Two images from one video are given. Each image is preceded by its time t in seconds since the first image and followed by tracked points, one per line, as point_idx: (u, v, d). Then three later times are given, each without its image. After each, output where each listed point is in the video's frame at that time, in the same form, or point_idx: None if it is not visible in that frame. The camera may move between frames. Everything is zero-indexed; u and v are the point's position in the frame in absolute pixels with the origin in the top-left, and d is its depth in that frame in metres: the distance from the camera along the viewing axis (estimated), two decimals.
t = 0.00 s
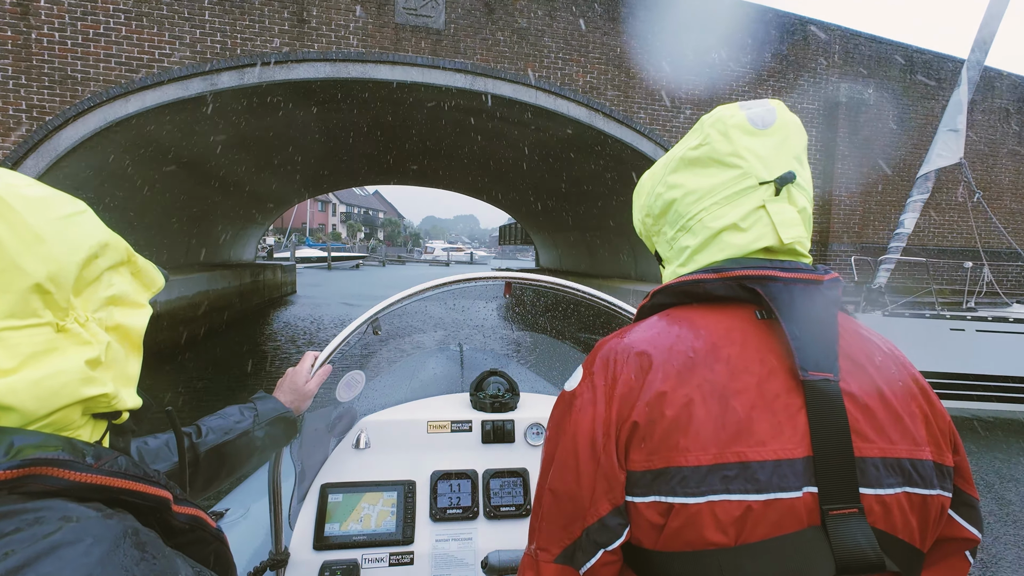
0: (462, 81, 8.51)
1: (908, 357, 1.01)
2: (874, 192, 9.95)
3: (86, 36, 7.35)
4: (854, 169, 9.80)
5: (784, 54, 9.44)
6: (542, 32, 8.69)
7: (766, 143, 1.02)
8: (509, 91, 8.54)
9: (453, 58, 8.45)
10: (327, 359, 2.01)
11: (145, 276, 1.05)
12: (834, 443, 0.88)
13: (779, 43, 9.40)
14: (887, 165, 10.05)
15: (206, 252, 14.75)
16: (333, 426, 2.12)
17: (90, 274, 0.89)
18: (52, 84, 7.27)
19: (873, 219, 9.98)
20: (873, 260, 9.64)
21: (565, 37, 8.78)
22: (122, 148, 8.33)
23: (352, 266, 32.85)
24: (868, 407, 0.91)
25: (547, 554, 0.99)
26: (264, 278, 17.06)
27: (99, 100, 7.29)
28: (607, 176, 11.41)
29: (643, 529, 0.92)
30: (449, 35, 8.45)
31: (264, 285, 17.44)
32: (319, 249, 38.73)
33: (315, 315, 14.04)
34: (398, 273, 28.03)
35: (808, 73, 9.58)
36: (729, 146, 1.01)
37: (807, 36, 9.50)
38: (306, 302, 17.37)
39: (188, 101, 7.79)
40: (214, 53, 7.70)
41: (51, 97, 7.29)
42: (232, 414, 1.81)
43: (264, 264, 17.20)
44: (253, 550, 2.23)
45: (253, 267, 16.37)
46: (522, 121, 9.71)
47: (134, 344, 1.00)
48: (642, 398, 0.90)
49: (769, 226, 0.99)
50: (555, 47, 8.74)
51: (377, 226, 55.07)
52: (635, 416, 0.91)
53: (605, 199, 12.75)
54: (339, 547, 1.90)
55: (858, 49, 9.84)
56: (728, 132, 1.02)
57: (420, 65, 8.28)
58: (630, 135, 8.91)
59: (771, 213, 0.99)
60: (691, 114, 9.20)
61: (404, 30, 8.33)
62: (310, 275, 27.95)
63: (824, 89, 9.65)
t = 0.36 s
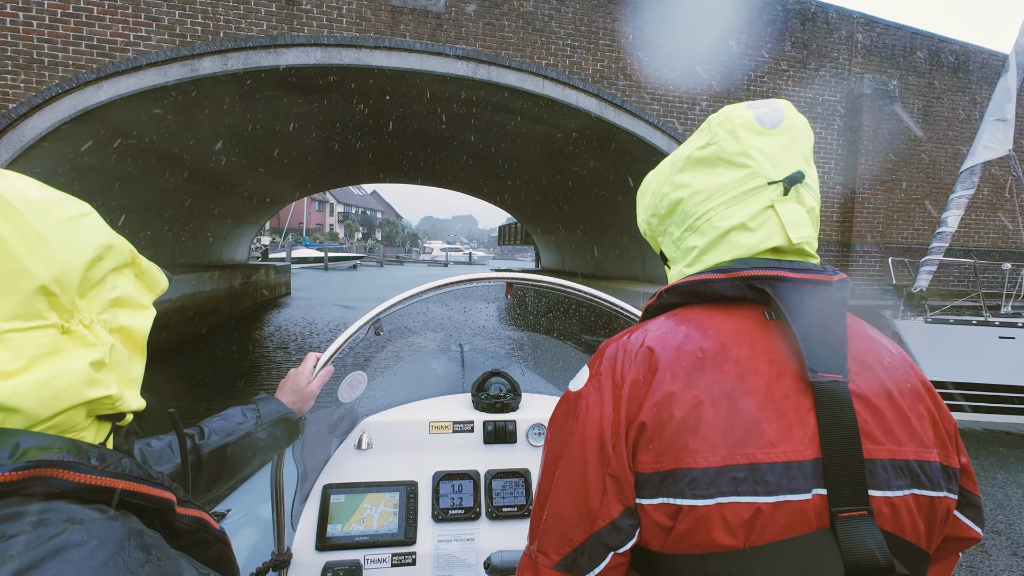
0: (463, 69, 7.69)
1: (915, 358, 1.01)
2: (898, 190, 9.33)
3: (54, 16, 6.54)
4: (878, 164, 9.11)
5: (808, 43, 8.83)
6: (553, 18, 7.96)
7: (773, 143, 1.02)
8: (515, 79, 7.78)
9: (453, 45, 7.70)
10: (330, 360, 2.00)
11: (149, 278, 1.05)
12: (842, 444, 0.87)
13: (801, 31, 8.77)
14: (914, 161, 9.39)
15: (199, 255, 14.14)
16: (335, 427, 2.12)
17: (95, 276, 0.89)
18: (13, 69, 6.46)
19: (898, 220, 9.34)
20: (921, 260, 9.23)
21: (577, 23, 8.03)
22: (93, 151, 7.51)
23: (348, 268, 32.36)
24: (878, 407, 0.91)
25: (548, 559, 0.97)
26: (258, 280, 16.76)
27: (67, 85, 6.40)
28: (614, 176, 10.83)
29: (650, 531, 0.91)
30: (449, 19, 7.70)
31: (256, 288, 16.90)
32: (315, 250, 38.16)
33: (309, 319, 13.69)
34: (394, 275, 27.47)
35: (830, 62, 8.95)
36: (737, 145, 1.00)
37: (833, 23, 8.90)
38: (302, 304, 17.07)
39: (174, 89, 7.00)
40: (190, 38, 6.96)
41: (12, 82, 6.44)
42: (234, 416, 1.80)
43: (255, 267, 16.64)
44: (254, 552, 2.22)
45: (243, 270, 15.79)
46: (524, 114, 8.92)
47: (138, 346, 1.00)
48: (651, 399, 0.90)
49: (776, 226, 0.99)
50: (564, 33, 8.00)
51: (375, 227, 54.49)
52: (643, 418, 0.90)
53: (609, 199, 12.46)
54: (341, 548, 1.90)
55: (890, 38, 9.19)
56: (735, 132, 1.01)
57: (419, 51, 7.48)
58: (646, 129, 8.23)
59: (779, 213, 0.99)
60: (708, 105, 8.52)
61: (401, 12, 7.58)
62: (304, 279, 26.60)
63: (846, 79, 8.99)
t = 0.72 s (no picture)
0: (465, 55, 7.16)
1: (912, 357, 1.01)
2: (925, 187, 9.10)
3: None
4: (903, 158, 8.88)
5: (829, 31, 8.46)
6: None
7: (768, 142, 1.01)
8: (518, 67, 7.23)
9: (455, 28, 7.17)
10: (328, 360, 2.00)
11: (149, 278, 1.05)
12: (839, 445, 0.87)
13: (824, 18, 8.43)
14: (940, 156, 9.15)
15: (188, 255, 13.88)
16: (334, 427, 2.12)
17: (93, 275, 0.89)
18: None
19: (924, 219, 9.24)
20: (970, 263, 9.31)
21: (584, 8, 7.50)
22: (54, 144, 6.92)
23: (345, 270, 32.15)
24: (873, 406, 0.91)
25: (546, 558, 0.98)
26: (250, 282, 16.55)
27: (29, 68, 5.82)
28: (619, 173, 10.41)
29: (647, 531, 0.91)
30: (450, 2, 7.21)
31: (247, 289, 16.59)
32: (312, 250, 37.87)
33: (303, 322, 13.47)
34: (392, 277, 27.24)
35: (854, 50, 8.66)
36: (732, 145, 1.00)
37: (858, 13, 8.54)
38: (297, 306, 16.90)
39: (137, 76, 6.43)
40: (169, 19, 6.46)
41: None
42: (234, 416, 1.80)
43: (245, 268, 16.24)
44: (253, 553, 2.22)
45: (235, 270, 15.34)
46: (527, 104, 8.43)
47: (136, 346, 1.00)
48: (645, 400, 0.90)
49: (772, 226, 0.99)
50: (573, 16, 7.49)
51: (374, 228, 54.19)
52: (637, 419, 0.90)
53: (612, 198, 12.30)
54: (340, 548, 1.90)
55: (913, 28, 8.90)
56: (730, 132, 1.01)
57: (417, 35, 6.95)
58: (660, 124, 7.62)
59: (774, 213, 0.99)
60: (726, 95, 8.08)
61: None
62: (301, 279, 26.35)
63: (871, 67, 8.73)
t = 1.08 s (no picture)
0: (468, 38, 6.81)
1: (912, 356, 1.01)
2: (956, 183, 8.88)
3: None
4: (937, 152, 8.65)
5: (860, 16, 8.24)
6: None
7: (769, 143, 1.02)
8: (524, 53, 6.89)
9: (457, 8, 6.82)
10: (328, 361, 1.99)
11: (149, 277, 1.05)
12: (844, 445, 0.87)
13: (853, 1, 8.17)
14: (972, 150, 8.93)
15: (171, 256, 13.71)
16: (334, 427, 2.13)
17: (93, 274, 0.89)
18: None
19: (957, 216, 8.93)
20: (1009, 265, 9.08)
21: None
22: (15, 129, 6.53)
23: (342, 270, 31.94)
24: (877, 405, 0.91)
25: (551, 562, 0.98)
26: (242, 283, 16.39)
27: None
28: (627, 166, 10.07)
29: (653, 531, 0.91)
30: None
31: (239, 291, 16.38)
32: (309, 250, 37.66)
33: (298, 324, 13.32)
34: (389, 277, 27.10)
35: (881, 37, 8.44)
36: (734, 145, 1.00)
37: None
38: (290, 309, 16.76)
39: (105, 58, 6.03)
40: None
41: None
42: (234, 416, 1.81)
43: (236, 269, 15.89)
44: (252, 553, 2.21)
45: (223, 270, 14.93)
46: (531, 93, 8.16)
47: (136, 345, 1.00)
48: (651, 400, 0.90)
49: (774, 226, 0.99)
50: None
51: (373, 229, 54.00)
52: (643, 420, 0.90)
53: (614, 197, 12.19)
54: (341, 547, 1.90)
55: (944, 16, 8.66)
56: (732, 132, 1.01)
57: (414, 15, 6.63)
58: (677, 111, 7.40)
59: (776, 214, 0.99)
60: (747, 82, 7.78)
61: None
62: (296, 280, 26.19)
63: (899, 56, 8.54)
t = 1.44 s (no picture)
0: (470, 17, 6.69)
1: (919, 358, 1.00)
2: (993, 179, 8.78)
3: None
4: (973, 146, 8.55)
5: None
6: None
7: (778, 142, 1.01)
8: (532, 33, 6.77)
9: None
10: (327, 360, 1.98)
11: (150, 277, 1.04)
12: (851, 445, 0.87)
13: None
14: (1010, 144, 8.80)
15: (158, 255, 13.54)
16: (333, 427, 2.13)
17: (94, 273, 0.88)
18: None
19: (992, 216, 8.82)
20: None
21: None
22: None
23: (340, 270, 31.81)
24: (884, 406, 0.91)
25: (553, 561, 0.97)
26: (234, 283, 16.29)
27: None
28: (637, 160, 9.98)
29: (658, 532, 0.90)
30: None
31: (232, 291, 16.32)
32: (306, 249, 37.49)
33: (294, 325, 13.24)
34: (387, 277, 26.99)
35: (914, 23, 8.36)
36: (743, 144, 1.00)
37: None
38: (283, 311, 16.66)
39: (68, 35, 5.86)
40: None
41: None
42: (234, 417, 1.80)
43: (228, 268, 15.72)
44: (252, 552, 2.21)
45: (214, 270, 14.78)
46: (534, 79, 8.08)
47: (137, 344, 0.99)
48: (659, 400, 0.89)
49: (781, 226, 0.99)
50: None
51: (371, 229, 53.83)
52: (650, 420, 0.89)
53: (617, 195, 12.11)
54: (340, 547, 1.89)
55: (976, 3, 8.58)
56: (741, 130, 1.00)
57: None
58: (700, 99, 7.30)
59: (784, 213, 0.99)
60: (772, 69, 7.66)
61: None
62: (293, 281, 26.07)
63: (933, 42, 8.47)
